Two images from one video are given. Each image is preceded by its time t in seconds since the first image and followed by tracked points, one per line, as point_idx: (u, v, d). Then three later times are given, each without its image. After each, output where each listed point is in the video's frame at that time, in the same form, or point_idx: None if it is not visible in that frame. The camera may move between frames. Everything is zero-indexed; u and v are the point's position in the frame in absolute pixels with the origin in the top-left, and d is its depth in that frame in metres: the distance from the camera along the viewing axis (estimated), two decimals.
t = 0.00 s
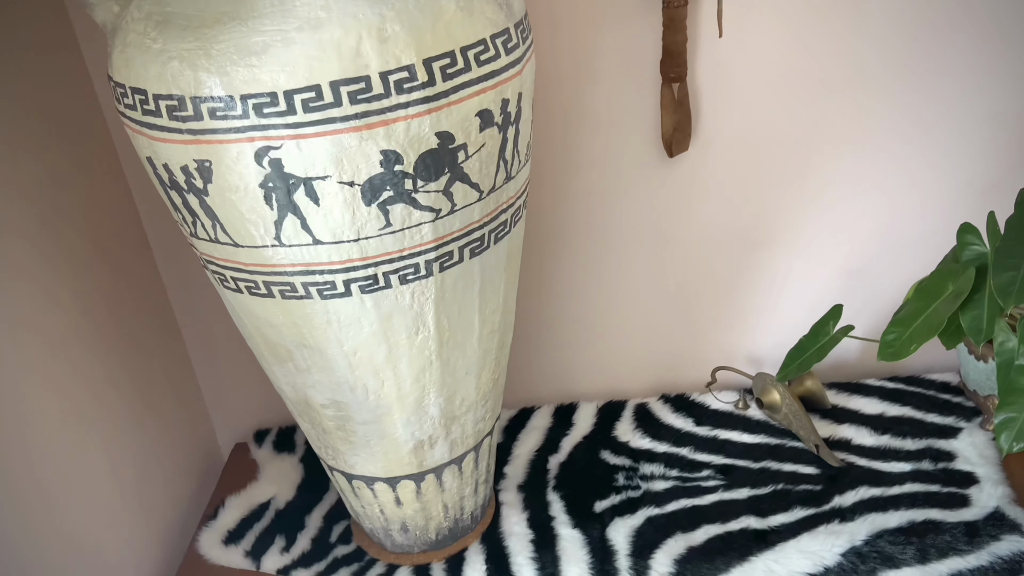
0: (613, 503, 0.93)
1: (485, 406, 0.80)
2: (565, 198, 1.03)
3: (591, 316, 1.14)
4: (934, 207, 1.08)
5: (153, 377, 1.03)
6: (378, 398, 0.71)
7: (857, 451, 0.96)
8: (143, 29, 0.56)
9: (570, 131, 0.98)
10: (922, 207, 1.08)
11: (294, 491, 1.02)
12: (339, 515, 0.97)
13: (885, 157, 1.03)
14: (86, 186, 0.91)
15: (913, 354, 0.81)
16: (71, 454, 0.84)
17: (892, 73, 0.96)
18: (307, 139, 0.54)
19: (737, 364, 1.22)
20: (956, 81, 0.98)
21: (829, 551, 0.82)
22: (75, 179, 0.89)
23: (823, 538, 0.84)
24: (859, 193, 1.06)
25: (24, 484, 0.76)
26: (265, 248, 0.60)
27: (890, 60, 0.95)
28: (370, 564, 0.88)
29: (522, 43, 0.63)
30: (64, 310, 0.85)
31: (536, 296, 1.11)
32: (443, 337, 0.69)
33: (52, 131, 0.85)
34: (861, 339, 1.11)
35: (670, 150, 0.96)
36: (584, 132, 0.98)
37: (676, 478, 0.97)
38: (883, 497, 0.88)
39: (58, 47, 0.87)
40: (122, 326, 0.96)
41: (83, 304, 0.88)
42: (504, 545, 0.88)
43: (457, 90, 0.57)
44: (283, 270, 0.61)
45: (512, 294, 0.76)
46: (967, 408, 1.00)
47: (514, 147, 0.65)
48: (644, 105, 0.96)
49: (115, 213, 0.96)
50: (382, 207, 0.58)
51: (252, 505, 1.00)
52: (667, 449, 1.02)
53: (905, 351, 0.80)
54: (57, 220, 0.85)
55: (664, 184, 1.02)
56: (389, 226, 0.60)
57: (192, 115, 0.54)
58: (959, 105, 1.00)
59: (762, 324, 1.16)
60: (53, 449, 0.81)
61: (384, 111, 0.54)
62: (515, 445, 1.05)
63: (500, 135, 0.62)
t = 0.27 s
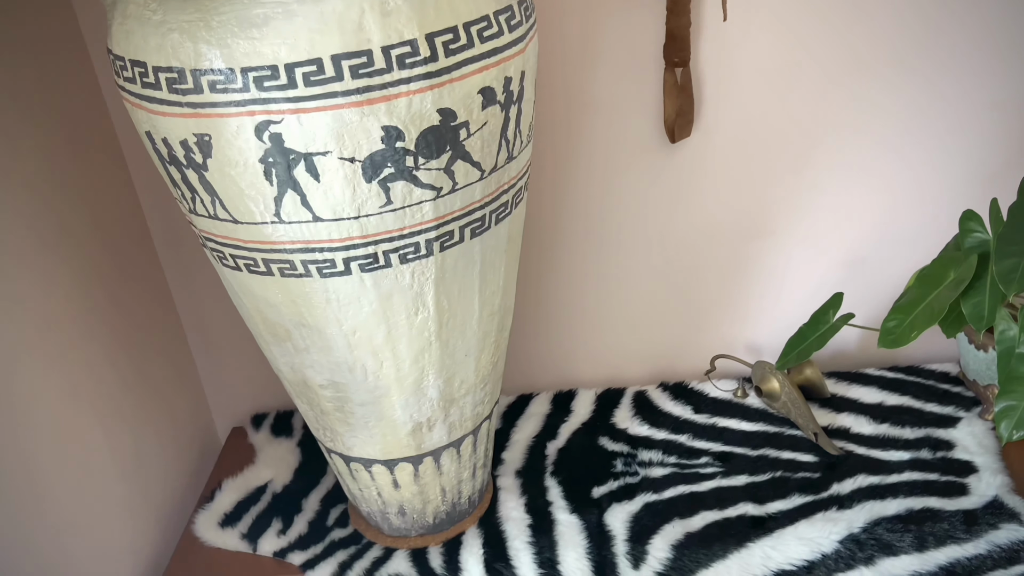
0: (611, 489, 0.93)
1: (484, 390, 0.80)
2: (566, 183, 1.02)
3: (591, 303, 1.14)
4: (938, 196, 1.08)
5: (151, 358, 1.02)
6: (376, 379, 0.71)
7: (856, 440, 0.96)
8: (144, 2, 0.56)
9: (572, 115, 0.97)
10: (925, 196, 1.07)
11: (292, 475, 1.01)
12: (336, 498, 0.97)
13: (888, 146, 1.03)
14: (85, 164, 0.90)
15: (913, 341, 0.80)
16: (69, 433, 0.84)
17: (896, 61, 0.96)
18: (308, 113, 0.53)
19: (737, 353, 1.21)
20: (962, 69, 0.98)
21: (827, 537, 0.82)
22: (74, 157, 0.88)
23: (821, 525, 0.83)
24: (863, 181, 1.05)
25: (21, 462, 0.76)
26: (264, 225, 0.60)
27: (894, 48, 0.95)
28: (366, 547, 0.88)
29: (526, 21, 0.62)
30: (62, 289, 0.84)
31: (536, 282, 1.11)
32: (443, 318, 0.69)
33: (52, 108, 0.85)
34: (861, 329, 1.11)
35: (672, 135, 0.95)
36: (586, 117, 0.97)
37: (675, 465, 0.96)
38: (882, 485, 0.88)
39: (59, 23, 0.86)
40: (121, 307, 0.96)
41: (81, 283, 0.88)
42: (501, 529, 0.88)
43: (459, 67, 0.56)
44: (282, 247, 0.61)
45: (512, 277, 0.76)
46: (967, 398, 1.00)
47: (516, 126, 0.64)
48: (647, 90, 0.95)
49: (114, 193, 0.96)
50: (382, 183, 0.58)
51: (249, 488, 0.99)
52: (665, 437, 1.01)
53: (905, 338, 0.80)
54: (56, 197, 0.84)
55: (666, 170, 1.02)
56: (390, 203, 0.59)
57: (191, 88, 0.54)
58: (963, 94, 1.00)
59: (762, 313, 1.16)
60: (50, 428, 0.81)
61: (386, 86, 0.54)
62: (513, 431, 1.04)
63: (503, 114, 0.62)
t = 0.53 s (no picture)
0: (609, 479, 0.92)
1: (483, 377, 0.80)
2: (568, 173, 1.02)
3: (591, 294, 1.13)
4: (940, 190, 1.07)
5: (149, 344, 1.02)
6: (375, 363, 0.70)
7: (854, 432, 0.96)
8: None
9: (574, 104, 0.97)
10: (927, 191, 1.07)
11: (289, 462, 1.01)
12: (334, 485, 0.97)
13: (890, 139, 1.03)
14: (85, 147, 0.90)
15: (913, 333, 0.80)
16: (67, 416, 0.84)
17: (899, 53, 0.96)
18: (310, 93, 0.53)
19: (736, 345, 1.21)
20: (965, 61, 0.97)
21: (824, 529, 0.82)
22: (74, 140, 0.88)
23: (818, 516, 0.83)
24: (865, 173, 1.05)
25: (19, 444, 0.75)
26: (265, 206, 0.59)
27: (898, 40, 0.95)
28: (364, 534, 0.88)
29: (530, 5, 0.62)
30: (61, 271, 0.84)
31: (536, 272, 1.10)
32: (443, 303, 0.69)
33: (53, 89, 0.84)
34: (861, 322, 1.11)
35: (675, 125, 0.95)
36: (588, 106, 0.97)
37: (673, 455, 0.96)
38: (880, 477, 0.88)
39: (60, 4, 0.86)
40: (120, 291, 0.95)
41: (80, 266, 0.87)
42: (499, 517, 0.88)
43: (463, 49, 0.56)
44: (283, 229, 0.61)
45: (513, 263, 0.75)
46: (966, 391, 1.00)
47: (519, 111, 0.64)
48: (650, 79, 0.95)
49: (114, 177, 0.96)
50: (384, 165, 0.58)
51: (246, 474, 0.99)
52: (664, 427, 1.01)
53: (906, 329, 0.80)
54: (56, 179, 0.84)
55: (668, 161, 1.02)
56: (391, 185, 0.59)
57: (193, 66, 0.53)
58: (966, 88, 0.99)
59: (762, 306, 1.16)
60: (48, 410, 0.80)
61: (389, 67, 0.54)
62: (511, 420, 1.04)
63: (506, 98, 0.61)
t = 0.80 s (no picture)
0: (607, 472, 0.92)
1: (482, 367, 0.80)
2: (569, 165, 1.02)
3: (590, 287, 1.13)
4: (941, 187, 1.07)
5: (147, 332, 1.02)
6: (375, 351, 0.70)
7: (853, 428, 0.96)
8: None
9: (577, 97, 0.97)
10: (928, 188, 1.07)
11: (287, 452, 1.01)
12: (332, 475, 0.97)
13: (892, 136, 1.03)
14: (86, 133, 0.90)
15: (914, 328, 0.81)
16: (65, 402, 0.83)
17: (902, 49, 0.96)
18: (313, 76, 0.53)
19: (735, 341, 1.21)
20: (967, 59, 0.97)
21: (822, 522, 0.82)
22: (74, 126, 0.87)
23: (816, 510, 0.83)
24: (866, 169, 1.05)
25: (17, 429, 0.75)
26: (267, 190, 0.59)
27: (901, 36, 0.95)
28: (361, 524, 0.88)
29: None
30: (60, 257, 0.84)
31: (536, 265, 1.10)
32: (444, 291, 0.69)
33: (55, 74, 0.84)
34: (860, 319, 1.11)
35: (677, 119, 0.95)
36: (590, 99, 0.97)
37: (671, 449, 0.96)
38: (878, 472, 0.88)
39: None
40: (119, 278, 0.95)
41: (79, 253, 0.87)
42: (496, 508, 0.88)
43: (467, 34, 0.56)
44: (284, 214, 0.61)
45: (514, 253, 0.75)
46: (964, 389, 1.00)
47: (522, 99, 0.64)
48: (652, 73, 0.95)
49: (115, 163, 0.95)
50: (387, 150, 0.57)
51: (244, 464, 0.99)
52: (662, 421, 1.01)
53: (906, 325, 0.80)
54: (57, 165, 0.84)
55: (669, 155, 1.02)
56: (393, 171, 0.59)
57: (197, 48, 0.53)
58: (968, 85, 0.99)
59: (762, 301, 1.16)
60: (45, 397, 0.80)
61: (393, 51, 0.53)
62: (510, 413, 1.04)
63: (509, 85, 0.61)
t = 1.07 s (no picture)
0: (604, 465, 0.92)
1: (481, 357, 0.80)
2: (570, 160, 1.02)
3: (590, 282, 1.13)
4: (941, 186, 1.08)
5: (146, 321, 1.02)
6: (374, 339, 0.70)
7: (850, 425, 0.97)
8: None
9: (579, 91, 0.97)
10: (928, 188, 1.08)
11: (284, 443, 1.01)
12: (329, 466, 0.97)
13: (893, 134, 1.03)
14: (88, 120, 0.90)
15: (911, 325, 0.81)
16: (63, 389, 0.83)
17: (905, 48, 0.96)
18: (317, 60, 0.53)
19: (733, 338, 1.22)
20: (969, 59, 0.98)
21: (819, 518, 0.82)
22: (76, 112, 0.87)
23: (813, 506, 0.83)
24: (867, 168, 1.05)
25: (15, 414, 0.75)
26: (268, 175, 0.59)
27: (903, 35, 0.95)
28: (358, 514, 0.88)
29: None
30: (60, 244, 0.84)
31: (536, 259, 1.10)
32: (444, 280, 0.69)
33: (57, 61, 0.84)
34: (859, 317, 1.12)
35: (678, 114, 0.95)
36: (592, 94, 0.97)
37: (668, 444, 0.96)
38: (875, 469, 0.88)
39: None
40: (118, 266, 0.95)
41: (79, 239, 0.87)
42: (493, 500, 0.88)
43: (471, 21, 0.56)
44: (285, 199, 0.60)
45: (514, 243, 0.75)
46: (962, 388, 1.00)
47: (525, 88, 0.64)
48: (654, 68, 0.95)
49: (116, 152, 0.95)
50: (389, 136, 0.57)
51: (241, 454, 0.99)
52: (659, 416, 1.01)
53: (904, 321, 0.81)
54: (58, 151, 0.84)
55: (670, 151, 1.02)
56: (395, 157, 0.59)
57: (200, 31, 0.53)
58: (970, 85, 1.00)
59: (760, 298, 1.16)
60: (43, 383, 0.80)
61: (397, 37, 0.53)
62: (508, 406, 1.04)
63: (512, 73, 0.61)
